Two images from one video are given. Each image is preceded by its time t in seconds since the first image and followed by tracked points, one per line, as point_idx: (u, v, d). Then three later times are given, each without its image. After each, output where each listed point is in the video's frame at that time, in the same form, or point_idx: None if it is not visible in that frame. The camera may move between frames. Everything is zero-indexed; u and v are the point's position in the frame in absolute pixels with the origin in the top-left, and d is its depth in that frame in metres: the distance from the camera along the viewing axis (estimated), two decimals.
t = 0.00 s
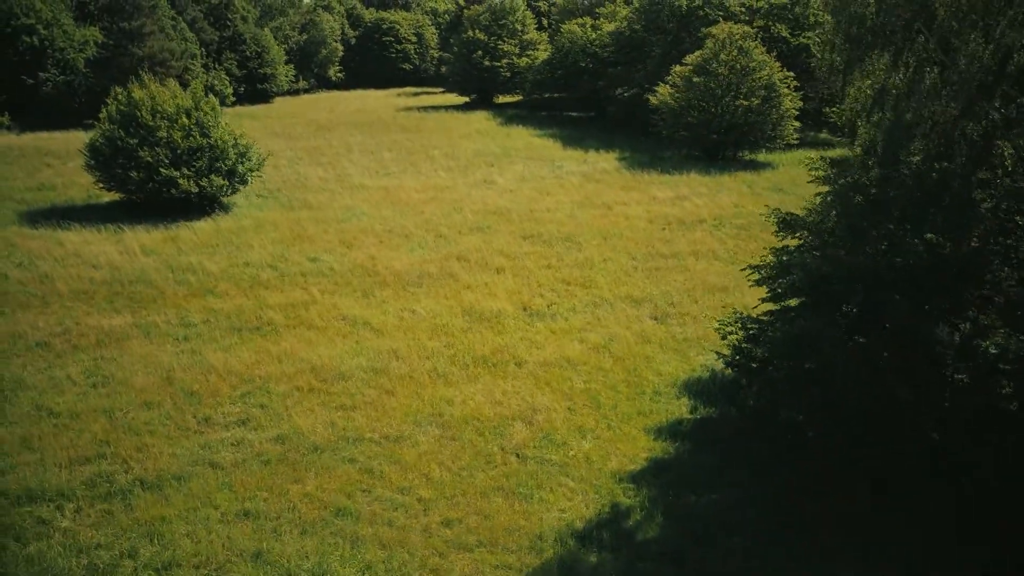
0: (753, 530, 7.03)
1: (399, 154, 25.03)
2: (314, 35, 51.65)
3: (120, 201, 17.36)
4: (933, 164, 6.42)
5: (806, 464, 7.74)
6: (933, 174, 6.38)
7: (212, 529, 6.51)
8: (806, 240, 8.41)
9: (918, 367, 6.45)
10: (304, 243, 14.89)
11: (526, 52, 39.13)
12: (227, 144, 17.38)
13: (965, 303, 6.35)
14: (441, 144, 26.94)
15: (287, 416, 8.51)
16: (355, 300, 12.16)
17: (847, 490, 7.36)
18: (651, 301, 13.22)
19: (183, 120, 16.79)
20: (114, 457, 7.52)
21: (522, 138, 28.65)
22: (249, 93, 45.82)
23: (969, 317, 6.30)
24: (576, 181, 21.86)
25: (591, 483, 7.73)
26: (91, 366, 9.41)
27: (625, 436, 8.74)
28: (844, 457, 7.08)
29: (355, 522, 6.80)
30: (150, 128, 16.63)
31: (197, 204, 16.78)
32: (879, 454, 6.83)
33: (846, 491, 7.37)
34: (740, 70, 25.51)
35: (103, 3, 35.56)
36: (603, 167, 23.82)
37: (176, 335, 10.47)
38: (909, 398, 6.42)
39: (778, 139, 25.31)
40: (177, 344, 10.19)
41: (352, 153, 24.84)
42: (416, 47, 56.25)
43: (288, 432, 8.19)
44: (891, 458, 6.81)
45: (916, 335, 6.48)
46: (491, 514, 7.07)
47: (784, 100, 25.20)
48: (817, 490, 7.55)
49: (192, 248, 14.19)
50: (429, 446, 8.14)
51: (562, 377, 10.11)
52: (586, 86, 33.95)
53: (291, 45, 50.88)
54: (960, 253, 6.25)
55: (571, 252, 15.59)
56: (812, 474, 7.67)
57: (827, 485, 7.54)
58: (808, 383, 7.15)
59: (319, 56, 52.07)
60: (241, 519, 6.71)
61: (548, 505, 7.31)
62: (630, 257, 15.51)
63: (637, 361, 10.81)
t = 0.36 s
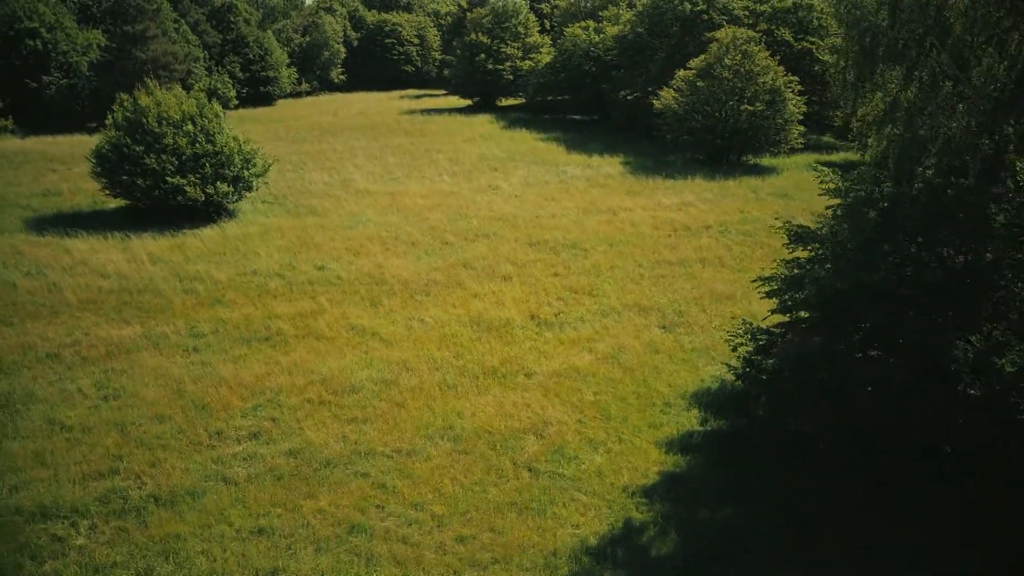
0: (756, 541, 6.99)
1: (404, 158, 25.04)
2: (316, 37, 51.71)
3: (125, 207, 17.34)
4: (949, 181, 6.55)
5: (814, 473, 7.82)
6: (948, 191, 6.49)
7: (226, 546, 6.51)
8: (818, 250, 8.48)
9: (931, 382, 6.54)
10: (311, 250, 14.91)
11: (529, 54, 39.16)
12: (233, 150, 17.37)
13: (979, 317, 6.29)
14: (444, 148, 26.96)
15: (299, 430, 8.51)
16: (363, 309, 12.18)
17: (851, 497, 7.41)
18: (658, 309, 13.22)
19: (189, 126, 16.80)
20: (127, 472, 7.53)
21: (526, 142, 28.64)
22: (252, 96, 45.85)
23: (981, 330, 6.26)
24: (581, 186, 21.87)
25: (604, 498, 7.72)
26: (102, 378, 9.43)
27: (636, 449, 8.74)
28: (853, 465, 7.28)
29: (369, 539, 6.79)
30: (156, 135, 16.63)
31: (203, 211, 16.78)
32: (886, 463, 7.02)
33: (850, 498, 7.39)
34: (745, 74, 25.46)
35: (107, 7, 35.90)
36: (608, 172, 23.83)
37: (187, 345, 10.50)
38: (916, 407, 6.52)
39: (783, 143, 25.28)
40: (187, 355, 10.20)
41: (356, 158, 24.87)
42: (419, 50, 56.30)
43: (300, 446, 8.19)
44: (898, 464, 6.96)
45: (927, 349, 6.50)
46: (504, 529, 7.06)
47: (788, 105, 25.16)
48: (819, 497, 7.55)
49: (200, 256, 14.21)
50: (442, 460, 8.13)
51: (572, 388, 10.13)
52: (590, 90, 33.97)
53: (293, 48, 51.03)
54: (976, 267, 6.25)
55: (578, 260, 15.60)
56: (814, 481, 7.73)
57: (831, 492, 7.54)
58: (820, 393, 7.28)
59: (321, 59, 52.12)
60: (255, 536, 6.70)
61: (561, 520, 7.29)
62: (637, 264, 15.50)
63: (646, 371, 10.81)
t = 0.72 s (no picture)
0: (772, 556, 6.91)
1: (408, 163, 25.03)
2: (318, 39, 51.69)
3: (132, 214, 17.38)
4: (961, 198, 6.62)
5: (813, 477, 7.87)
6: (962, 206, 6.57)
7: (242, 563, 6.51)
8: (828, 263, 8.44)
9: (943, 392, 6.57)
10: (318, 258, 14.91)
11: (532, 57, 39.12)
12: (239, 157, 17.38)
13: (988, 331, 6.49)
14: (448, 153, 26.94)
15: (311, 443, 8.51)
16: (371, 319, 12.18)
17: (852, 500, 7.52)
18: (666, 317, 13.23)
19: (195, 133, 16.82)
20: (141, 487, 7.54)
21: (529, 146, 28.63)
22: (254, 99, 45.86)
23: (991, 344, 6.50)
24: (586, 191, 21.87)
25: (617, 512, 7.72)
26: (114, 390, 9.43)
27: (647, 462, 8.73)
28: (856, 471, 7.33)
29: (384, 554, 6.79)
30: (162, 142, 16.68)
31: (209, 217, 16.78)
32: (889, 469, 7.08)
33: (851, 502, 7.49)
34: (749, 79, 25.43)
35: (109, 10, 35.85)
36: (612, 176, 23.82)
37: (196, 356, 10.51)
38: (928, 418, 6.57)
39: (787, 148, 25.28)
40: (196, 367, 10.20)
41: (361, 162, 24.86)
42: (421, 51, 56.28)
43: (312, 460, 8.19)
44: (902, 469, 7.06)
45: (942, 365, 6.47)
46: (519, 545, 7.05)
47: (793, 109, 25.15)
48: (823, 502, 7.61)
49: (207, 264, 14.21)
50: (454, 474, 8.13)
51: (581, 399, 10.13)
52: (593, 93, 33.94)
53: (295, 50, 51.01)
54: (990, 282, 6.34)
55: (584, 267, 15.60)
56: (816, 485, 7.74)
57: (833, 496, 7.61)
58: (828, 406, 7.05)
59: (323, 61, 52.11)
60: (270, 552, 6.70)
61: (575, 535, 7.28)
62: (643, 272, 15.49)
63: (655, 381, 10.81)
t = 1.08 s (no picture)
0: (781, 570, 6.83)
1: (413, 168, 25.05)
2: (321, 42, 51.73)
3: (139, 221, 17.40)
4: (975, 214, 6.54)
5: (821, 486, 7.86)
6: (975, 222, 6.49)
7: None
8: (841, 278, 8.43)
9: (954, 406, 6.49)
10: (326, 266, 14.92)
11: (535, 60, 39.13)
12: (245, 164, 17.41)
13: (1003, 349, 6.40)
14: (453, 157, 26.97)
15: (323, 457, 8.51)
16: (380, 329, 12.19)
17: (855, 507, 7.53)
18: (674, 326, 13.23)
19: (202, 141, 16.84)
20: (155, 502, 7.54)
21: (533, 150, 28.65)
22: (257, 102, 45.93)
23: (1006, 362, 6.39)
24: (591, 197, 21.89)
25: (630, 527, 7.71)
26: (125, 402, 9.44)
27: (660, 475, 8.72)
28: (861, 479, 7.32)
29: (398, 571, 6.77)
30: (169, 149, 16.63)
31: (216, 224, 16.78)
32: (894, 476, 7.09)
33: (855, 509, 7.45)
34: (754, 84, 25.41)
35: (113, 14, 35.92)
36: (616, 181, 23.85)
37: (207, 367, 10.52)
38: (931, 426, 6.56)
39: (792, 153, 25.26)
40: (207, 378, 10.21)
41: (365, 167, 24.89)
42: (423, 53, 56.27)
43: (325, 474, 8.19)
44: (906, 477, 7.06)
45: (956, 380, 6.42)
46: (533, 561, 7.04)
47: (797, 114, 25.12)
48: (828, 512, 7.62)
49: (214, 272, 14.23)
50: (467, 489, 8.13)
51: (592, 410, 10.13)
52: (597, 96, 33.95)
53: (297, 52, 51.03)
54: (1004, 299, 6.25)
55: (591, 274, 15.61)
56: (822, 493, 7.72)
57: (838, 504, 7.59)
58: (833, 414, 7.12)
59: (326, 63, 52.16)
60: (284, 569, 6.69)
61: (589, 551, 7.26)
62: (650, 279, 15.50)
63: (665, 393, 10.81)
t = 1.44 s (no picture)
0: None
1: (418, 172, 25.09)
2: (324, 44, 51.77)
3: (146, 227, 17.44)
4: (990, 228, 6.45)
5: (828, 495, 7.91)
6: (991, 238, 6.39)
7: None
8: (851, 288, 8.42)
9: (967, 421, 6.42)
10: (333, 274, 14.94)
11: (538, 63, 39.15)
12: (252, 171, 17.43)
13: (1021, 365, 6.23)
14: (457, 161, 27.00)
15: (335, 470, 8.52)
16: (389, 338, 12.20)
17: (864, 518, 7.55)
18: (682, 335, 13.24)
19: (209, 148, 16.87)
20: (170, 516, 7.56)
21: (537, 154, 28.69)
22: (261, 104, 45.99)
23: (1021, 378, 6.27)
24: (596, 202, 21.92)
25: (644, 541, 7.72)
26: (137, 414, 9.46)
27: (672, 488, 8.73)
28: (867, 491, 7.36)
29: None
30: (176, 157, 16.66)
31: (223, 231, 16.82)
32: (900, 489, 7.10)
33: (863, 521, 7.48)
34: (758, 88, 25.40)
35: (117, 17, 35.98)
36: (621, 186, 23.89)
37: (217, 377, 10.53)
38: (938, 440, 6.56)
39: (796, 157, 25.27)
40: (218, 389, 10.22)
41: (371, 172, 24.91)
42: (426, 55, 56.26)
43: (339, 487, 8.20)
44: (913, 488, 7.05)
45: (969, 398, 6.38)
46: None
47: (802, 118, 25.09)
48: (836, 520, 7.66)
49: (223, 280, 14.26)
50: (479, 502, 8.14)
51: (603, 421, 10.15)
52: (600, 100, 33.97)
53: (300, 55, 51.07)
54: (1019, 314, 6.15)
55: (598, 282, 15.63)
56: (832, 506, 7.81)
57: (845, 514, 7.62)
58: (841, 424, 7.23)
59: (328, 66, 52.20)
60: None
61: (603, 566, 7.28)
62: (657, 287, 15.51)
63: (675, 403, 10.81)
